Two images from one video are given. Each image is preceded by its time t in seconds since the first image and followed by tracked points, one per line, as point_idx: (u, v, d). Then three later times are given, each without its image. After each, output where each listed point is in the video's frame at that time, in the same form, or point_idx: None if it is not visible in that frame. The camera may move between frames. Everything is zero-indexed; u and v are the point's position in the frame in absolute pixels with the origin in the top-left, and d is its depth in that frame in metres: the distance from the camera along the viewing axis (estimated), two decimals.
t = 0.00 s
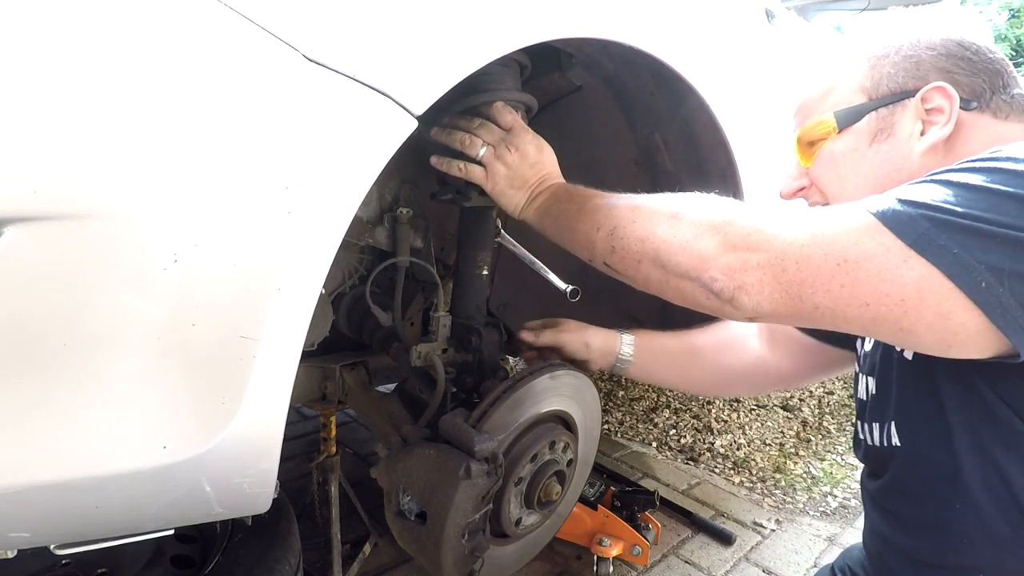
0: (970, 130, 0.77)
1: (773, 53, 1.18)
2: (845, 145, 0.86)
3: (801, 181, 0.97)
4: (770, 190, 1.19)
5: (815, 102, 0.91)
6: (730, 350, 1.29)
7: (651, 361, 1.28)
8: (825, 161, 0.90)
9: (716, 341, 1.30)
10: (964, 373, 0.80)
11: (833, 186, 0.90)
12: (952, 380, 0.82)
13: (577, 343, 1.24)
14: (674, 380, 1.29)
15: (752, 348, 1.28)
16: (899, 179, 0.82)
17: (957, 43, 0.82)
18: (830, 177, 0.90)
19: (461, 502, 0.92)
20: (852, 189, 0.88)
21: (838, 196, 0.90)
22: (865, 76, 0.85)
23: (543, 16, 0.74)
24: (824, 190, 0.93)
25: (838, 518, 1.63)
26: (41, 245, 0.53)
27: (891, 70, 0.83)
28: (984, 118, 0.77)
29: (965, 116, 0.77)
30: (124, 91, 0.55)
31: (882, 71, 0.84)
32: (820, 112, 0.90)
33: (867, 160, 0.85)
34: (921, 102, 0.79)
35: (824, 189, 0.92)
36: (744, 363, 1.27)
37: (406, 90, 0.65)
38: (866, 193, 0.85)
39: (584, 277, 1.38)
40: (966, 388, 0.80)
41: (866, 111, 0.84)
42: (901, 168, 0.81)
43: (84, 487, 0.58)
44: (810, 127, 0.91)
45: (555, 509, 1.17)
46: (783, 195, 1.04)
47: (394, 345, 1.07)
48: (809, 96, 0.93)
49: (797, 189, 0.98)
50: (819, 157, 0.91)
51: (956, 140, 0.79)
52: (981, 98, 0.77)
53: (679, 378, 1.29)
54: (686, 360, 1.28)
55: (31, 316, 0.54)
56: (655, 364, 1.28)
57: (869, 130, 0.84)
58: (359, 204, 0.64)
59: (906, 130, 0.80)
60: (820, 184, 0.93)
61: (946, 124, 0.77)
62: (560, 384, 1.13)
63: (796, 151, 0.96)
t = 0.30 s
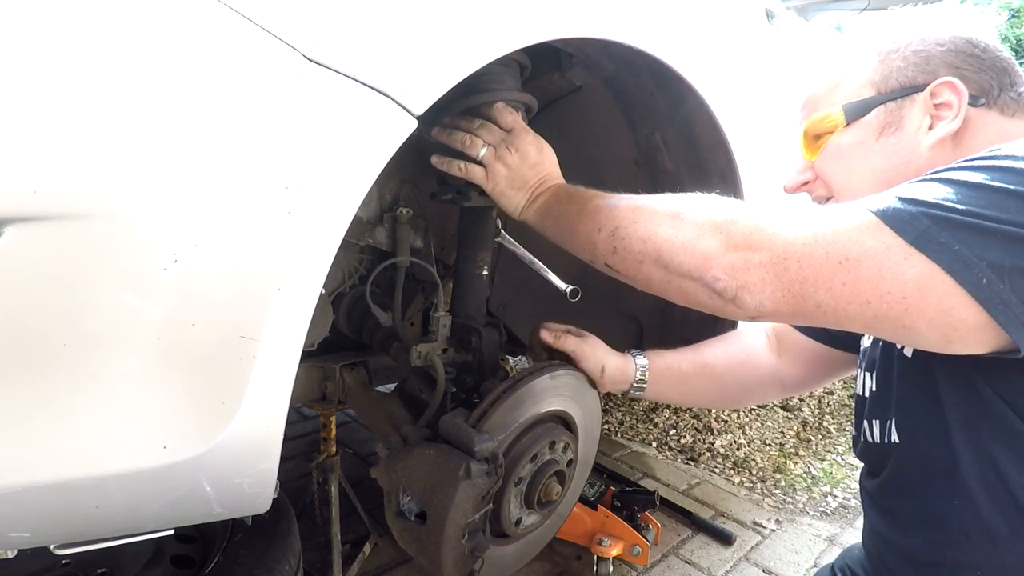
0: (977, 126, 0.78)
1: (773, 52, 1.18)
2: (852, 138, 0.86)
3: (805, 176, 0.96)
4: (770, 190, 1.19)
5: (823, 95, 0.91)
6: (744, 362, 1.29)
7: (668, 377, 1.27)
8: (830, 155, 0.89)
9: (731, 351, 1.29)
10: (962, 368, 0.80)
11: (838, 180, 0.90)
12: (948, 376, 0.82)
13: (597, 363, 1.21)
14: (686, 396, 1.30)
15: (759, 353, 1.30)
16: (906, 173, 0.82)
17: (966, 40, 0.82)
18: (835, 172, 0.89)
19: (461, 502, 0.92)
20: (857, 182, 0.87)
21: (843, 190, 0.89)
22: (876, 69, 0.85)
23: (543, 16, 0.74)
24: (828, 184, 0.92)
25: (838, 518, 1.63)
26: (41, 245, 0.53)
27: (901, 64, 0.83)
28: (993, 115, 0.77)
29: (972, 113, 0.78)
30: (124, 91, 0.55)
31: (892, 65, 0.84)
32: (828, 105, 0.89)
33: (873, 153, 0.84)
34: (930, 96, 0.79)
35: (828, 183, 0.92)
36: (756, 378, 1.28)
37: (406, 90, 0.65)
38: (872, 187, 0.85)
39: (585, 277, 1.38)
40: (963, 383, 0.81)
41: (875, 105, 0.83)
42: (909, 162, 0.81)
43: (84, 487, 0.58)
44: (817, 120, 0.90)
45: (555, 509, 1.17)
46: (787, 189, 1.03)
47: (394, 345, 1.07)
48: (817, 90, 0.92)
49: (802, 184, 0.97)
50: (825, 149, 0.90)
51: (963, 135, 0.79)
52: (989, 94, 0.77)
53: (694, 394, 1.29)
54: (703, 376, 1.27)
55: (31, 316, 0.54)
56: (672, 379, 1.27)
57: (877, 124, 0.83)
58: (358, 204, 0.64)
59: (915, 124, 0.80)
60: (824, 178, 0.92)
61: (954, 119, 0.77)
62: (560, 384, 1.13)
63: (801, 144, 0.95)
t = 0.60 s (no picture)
0: (1003, 117, 0.76)
1: (772, 53, 1.18)
2: (875, 136, 0.84)
3: (827, 176, 0.94)
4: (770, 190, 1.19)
5: (840, 94, 0.89)
6: (830, 399, 1.19)
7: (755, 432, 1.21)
8: (853, 154, 0.87)
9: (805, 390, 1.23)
10: (978, 365, 0.80)
11: (862, 178, 0.88)
12: (965, 373, 0.82)
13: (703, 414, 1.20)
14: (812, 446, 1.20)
15: (839, 384, 1.20)
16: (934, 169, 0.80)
17: (984, 27, 0.80)
18: (860, 173, 0.88)
19: (461, 502, 0.92)
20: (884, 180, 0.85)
21: (867, 189, 0.87)
22: (893, 65, 0.83)
23: (543, 16, 0.74)
24: (850, 183, 0.90)
25: (837, 518, 1.63)
26: (40, 245, 0.53)
27: (920, 58, 0.81)
28: (1018, 104, 0.75)
29: (998, 104, 0.76)
30: (124, 91, 0.55)
31: (910, 60, 0.81)
32: (847, 104, 0.87)
33: (898, 150, 0.83)
34: (953, 90, 0.77)
35: (852, 183, 0.90)
36: (841, 412, 1.18)
37: (406, 90, 0.65)
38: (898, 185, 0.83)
39: (585, 277, 1.39)
40: (981, 379, 0.80)
41: (895, 102, 0.81)
42: (936, 159, 0.80)
43: (84, 487, 0.58)
44: (837, 120, 0.88)
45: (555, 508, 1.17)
46: (807, 187, 1.01)
47: (394, 345, 1.07)
48: (833, 87, 0.90)
49: (824, 184, 0.94)
50: (847, 148, 0.88)
51: (989, 128, 0.77)
52: (1014, 82, 0.75)
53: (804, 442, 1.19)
54: (791, 425, 1.20)
55: (31, 316, 0.54)
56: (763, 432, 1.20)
57: (900, 121, 0.81)
58: (359, 204, 0.64)
59: (940, 119, 0.78)
60: (847, 177, 0.90)
61: (981, 112, 0.75)
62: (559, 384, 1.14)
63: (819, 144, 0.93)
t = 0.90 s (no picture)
0: None
1: (773, 53, 1.18)
2: (899, 132, 0.79)
3: (846, 173, 0.88)
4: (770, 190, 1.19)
5: (858, 88, 0.83)
6: (876, 410, 1.24)
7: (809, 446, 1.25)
8: (875, 151, 0.82)
9: (851, 403, 1.28)
10: (989, 361, 0.78)
11: (885, 176, 0.82)
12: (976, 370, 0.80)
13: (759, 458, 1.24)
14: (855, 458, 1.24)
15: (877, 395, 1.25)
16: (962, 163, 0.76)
17: (1007, 19, 0.75)
18: (883, 171, 0.82)
19: (460, 502, 0.92)
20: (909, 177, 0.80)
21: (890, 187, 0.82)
22: (914, 58, 0.78)
23: (544, 16, 0.74)
24: (872, 181, 0.85)
25: (837, 518, 1.63)
26: (40, 245, 0.53)
27: (943, 51, 0.76)
28: None
29: None
30: (124, 91, 0.55)
31: (934, 53, 0.77)
32: (866, 99, 0.82)
33: (923, 146, 0.78)
34: (979, 83, 0.73)
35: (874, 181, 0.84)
36: (888, 420, 1.22)
37: (406, 90, 0.65)
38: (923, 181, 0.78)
39: (585, 277, 1.39)
40: (990, 374, 0.78)
41: (919, 96, 0.77)
42: (961, 154, 0.76)
43: (84, 487, 0.58)
44: (857, 116, 0.82)
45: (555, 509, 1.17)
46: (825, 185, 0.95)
47: (394, 345, 1.07)
48: (850, 82, 0.85)
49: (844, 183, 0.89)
50: (868, 145, 0.82)
51: (1015, 120, 0.74)
52: None
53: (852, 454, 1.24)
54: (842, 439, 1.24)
55: (31, 316, 0.54)
56: (818, 444, 1.24)
57: (924, 116, 0.76)
58: (359, 204, 0.64)
59: (966, 112, 0.74)
60: (869, 176, 0.85)
61: (1008, 105, 0.72)
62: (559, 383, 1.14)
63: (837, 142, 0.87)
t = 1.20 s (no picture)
0: None
1: (773, 53, 1.18)
2: (896, 126, 0.79)
3: (842, 165, 0.89)
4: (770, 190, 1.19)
5: (861, 80, 0.83)
6: (868, 411, 1.25)
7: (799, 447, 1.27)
8: (871, 144, 0.83)
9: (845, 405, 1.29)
10: (989, 358, 0.78)
11: (879, 169, 0.83)
12: (976, 368, 0.80)
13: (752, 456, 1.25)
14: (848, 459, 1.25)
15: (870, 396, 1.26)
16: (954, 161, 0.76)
17: (1015, 21, 0.75)
18: (878, 163, 0.83)
19: (460, 502, 0.92)
20: (902, 170, 0.81)
21: (883, 180, 0.83)
22: (919, 53, 0.78)
23: (544, 16, 0.74)
24: (866, 173, 0.85)
25: (837, 518, 1.63)
26: (40, 245, 0.53)
27: (948, 48, 0.76)
28: None
29: None
30: (124, 91, 0.55)
31: (939, 49, 0.76)
32: (867, 92, 0.82)
33: (919, 141, 0.78)
34: (979, 81, 0.73)
35: (868, 173, 0.85)
36: (879, 422, 1.23)
37: (406, 90, 0.65)
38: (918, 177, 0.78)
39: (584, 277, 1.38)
40: (992, 371, 0.78)
41: (920, 91, 0.77)
42: (956, 151, 0.76)
43: (85, 487, 0.58)
44: (857, 107, 0.83)
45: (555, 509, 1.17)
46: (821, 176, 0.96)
47: (394, 345, 1.07)
48: (854, 73, 0.85)
49: (840, 173, 0.89)
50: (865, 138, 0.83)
51: (1013, 120, 0.73)
52: None
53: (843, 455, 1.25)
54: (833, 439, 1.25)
55: (31, 316, 0.54)
56: (808, 444, 1.26)
57: (923, 111, 0.76)
58: (359, 204, 0.64)
59: (964, 110, 0.74)
60: (863, 167, 0.85)
61: (1005, 106, 0.72)
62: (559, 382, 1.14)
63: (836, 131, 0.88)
